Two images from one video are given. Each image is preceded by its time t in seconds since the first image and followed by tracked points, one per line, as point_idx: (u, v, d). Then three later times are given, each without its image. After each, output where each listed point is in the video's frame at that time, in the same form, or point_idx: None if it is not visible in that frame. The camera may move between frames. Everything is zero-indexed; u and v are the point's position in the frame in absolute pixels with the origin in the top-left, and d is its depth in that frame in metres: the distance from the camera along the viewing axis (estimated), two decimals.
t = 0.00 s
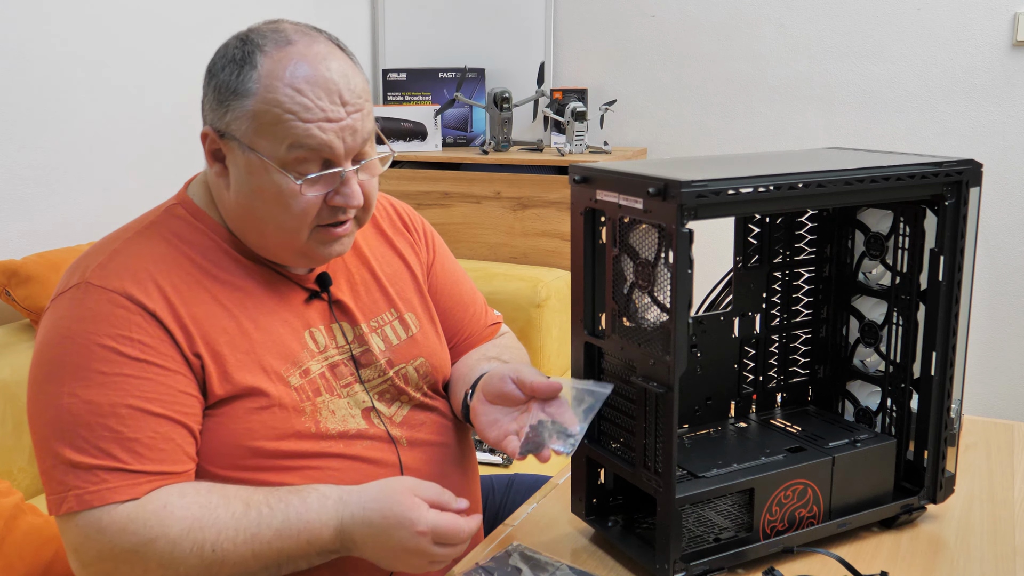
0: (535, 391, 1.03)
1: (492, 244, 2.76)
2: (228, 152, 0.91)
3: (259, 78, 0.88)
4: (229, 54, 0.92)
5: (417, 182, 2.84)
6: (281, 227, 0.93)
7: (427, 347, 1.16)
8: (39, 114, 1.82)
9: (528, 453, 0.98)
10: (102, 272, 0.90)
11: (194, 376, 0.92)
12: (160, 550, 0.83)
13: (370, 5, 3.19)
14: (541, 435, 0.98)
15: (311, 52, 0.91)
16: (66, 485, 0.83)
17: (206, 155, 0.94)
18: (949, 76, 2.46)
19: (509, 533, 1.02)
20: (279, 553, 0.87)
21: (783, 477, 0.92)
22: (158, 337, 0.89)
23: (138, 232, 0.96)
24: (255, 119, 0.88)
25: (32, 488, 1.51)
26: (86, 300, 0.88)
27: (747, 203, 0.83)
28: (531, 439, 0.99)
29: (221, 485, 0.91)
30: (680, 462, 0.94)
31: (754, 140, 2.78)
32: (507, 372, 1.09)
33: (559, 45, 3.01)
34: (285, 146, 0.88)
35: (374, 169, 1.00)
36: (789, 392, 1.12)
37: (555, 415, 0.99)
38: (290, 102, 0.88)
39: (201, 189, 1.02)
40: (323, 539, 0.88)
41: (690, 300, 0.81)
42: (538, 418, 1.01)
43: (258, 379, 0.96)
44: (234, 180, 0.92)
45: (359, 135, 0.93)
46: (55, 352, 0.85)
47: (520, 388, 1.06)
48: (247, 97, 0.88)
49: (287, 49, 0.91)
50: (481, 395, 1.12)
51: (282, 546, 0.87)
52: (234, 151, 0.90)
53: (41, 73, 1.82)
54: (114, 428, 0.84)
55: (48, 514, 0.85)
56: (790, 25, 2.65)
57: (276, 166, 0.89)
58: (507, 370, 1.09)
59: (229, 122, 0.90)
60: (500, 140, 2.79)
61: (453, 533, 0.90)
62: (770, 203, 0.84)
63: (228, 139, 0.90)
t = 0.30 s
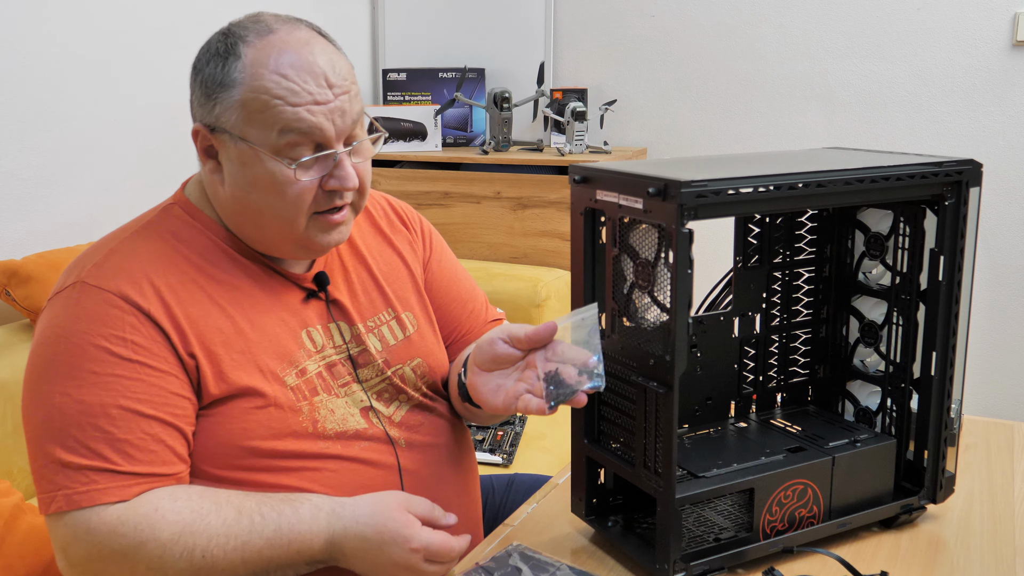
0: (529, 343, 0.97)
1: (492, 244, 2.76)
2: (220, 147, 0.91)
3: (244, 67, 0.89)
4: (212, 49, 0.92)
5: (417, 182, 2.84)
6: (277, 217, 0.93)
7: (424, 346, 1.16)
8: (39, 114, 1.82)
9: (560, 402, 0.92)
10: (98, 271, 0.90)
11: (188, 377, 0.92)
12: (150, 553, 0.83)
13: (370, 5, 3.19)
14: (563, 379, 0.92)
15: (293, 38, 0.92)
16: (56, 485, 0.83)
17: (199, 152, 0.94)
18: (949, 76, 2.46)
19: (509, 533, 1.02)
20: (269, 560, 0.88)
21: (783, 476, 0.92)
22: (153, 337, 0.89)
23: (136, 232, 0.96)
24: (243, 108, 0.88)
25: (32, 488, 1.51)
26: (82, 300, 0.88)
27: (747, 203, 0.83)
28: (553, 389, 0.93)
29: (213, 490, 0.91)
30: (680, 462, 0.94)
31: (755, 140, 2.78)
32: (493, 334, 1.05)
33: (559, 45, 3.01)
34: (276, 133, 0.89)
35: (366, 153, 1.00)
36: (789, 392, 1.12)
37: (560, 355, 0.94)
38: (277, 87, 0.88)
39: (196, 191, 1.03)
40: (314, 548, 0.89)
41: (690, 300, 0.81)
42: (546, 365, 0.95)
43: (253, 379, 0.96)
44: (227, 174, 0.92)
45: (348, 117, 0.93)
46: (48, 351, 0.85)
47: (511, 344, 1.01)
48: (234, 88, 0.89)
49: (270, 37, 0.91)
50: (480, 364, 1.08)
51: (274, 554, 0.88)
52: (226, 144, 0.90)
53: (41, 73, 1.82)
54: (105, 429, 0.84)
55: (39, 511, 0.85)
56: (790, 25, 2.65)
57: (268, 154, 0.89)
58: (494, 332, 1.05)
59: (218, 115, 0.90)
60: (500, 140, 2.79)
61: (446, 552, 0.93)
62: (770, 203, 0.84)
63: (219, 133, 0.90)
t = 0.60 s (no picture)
0: (528, 338, 0.96)
1: (492, 244, 2.76)
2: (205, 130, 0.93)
3: (229, 50, 0.89)
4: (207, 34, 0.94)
5: (417, 182, 2.84)
6: (255, 203, 0.93)
7: (423, 346, 1.16)
8: (39, 114, 1.81)
9: (552, 401, 0.93)
10: (97, 269, 0.90)
11: (184, 375, 0.92)
12: (147, 553, 0.83)
13: (370, 5, 3.19)
14: (558, 380, 0.92)
15: (283, 26, 0.92)
16: (53, 484, 0.83)
17: (189, 135, 0.96)
18: (949, 76, 2.46)
19: (509, 533, 1.02)
20: (265, 562, 0.88)
21: (783, 476, 0.92)
22: (151, 336, 0.89)
23: (135, 229, 0.96)
24: (224, 89, 0.89)
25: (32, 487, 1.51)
26: (80, 299, 0.88)
27: (747, 203, 0.83)
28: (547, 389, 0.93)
29: (211, 491, 0.91)
30: (680, 462, 0.94)
31: (755, 140, 2.78)
32: (491, 327, 1.03)
33: (559, 45, 3.01)
34: (252, 116, 0.89)
35: (354, 145, 0.99)
36: (789, 392, 1.12)
37: (558, 355, 0.93)
38: (257, 70, 0.88)
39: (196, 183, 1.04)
40: (310, 551, 0.89)
41: (690, 300, 0.81)
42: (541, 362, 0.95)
43: (251, 379, 0.96)
44: (210, 157, 0.93)
45: (329, 106, 0.92)
46: (47, 349, 0.86)
47: (509, 338, 1.00)
48: (216, 70, 0.89)
49: (260, 25, 0.91)
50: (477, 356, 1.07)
51: (269, 555, 0.88)
52: (209, 127, 0.92)
53: (42, 73, 1.82)
54: (102, 428, 0.84)
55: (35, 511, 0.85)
56: (790, 25, 2.65)
57: (245, 136, 0.89)
58: (491, 324, 1.03)
59: (203, 98, 0.91)
60: (500, 140, 2.79)
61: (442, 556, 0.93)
62: (770, 203, 0.84)
63: (203, 115, 0.92)
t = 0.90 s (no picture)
0: (532, 335, 0.97)
1: (492, 244, 2.76)
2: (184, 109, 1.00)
3: (197, 24, 0.98)
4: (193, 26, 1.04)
5: (417, 182, 2.84)
6: (217, 168, 0.95)
7: (424, 345, 1.16)
8: (39, 114, 1.81)
9: (542, 396, 0.94)
10: (96, 263, 0.90)
11: (180, 368, 0.92)
12: (140, 547, 0.83)
13: (370, 5, 3.19)
14: (552, 376, 0.92)
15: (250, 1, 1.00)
16: (47, 476, 0.83)
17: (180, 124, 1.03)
18: (949, 76, 2.46)
19: (509, 534, 1.02)
20: (260, 559, 0.88)
21: (783, 476, 0.92)
22: (148, 330, 0.89)
23: (135, 225, 0.96)
24: (191, 59, 0.97)
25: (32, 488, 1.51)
26: (79, 292, 0.88)
27: (747, 203, 0.83)
28: (540, 383, 0.94)
29: (209, 489, 0.91)
30: (680, 462, 0.94)
31: (755, 140, 2.78)
32: (496, 321, 1.02)
33: (559, 45, 3.01)
34: (211, 77, 0.95)
35: (322, 115, 1.02)
36: (789, 393, 1.12)
37: (558, 354, 0.93)
38: (217, 34, 0.95)
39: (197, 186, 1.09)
40: (304, 549, 0.89)
41: (690, 300, 0.81)
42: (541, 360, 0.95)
43: (248, 375, 0.96)
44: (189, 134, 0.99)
45: (285, 64, 0.97)
46: (45, 341, 0.86)
47: (512, 334, 1.00)
48: (188, 45, 0.98)
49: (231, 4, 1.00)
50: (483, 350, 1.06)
51: (264, 553, 0.88)
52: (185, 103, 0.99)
53: (42, 74, 1.81)
54: (97, 420, 0.84)
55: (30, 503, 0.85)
56: (790, 25, 2.65)
57: (206, 97, 0.95)
58: (497, 318, 1.02)
59: (179, 75, 0.99)
60: (500, 140, 2.79)
61: (436, 559, 0.93)
62: (770, 203, 0.84)
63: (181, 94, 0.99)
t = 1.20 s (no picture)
0: (528, 338, 1.00)
1: (492, 244, 2.76)
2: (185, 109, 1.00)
3: (199, 24, 0.98)
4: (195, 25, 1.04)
5: (417, 182, 2.84)
6: (218, 168, 0.95)
7: (422, 345, 1.16)
8: (39, 114, 1.81)
9: (535, 400, 0.94)
10: (96, 263, 0.90)
11: (180, 368, 0.92)
12: (140, 547, 0.83)
13: (370, 5, 3.19)
14: (546, 381, 0.93)
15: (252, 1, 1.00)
16: (46, 475, 0.83)
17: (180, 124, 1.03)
18: (949, 76, 2.46)
19: (509, 534, 1.02)
20: (259, 560, 0.88)
21: (783, 476, 0.92)
22: (148, 330, 0.89)
23: (134, 225, 0.96)
24: (192, 58, 0.97)
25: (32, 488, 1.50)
26: (79, 292, 0.88)
27: (747, 203, 0.83)
28: (532, 387, 0.95)
29: (208, 488, 0.91)
30: (680, 462, 0.94)
31: (755, 140, 2.78)
32: (494, 322, 1.05)
33: (559, 45, 3.01)
34: (213, 77, 0.95)
35: (323, 116, 1.02)
36: (789, 393, 1.12)
37: (553, 357, 0.95)
38: (218, 34, 0.95)
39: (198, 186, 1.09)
40: (304, 550, 0.89)
41: (690, 300, 0.81)
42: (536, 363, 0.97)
43: (248, 375, 0.96)
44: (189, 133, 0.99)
45: (286, 65, 0.97)
46: (45, 341, 0.86)
47: (511, 336, 1.03)
48: (189, 44, 0.98)
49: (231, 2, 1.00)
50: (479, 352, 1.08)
51: (263, 554, 0.88)
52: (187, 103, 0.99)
53: (42, 74, 1.81)
54: (96, 420, 0.84)
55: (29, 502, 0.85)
56: (791, 24, 2.65)
57: (207, 97, 0.95)
58: (495, 320, 1.05)
59: (180, 75, 0.99)
60: (500, 140, 2.79)
61: (434, 562, 0.94)
62: (770, 203, 0.84)
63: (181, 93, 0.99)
